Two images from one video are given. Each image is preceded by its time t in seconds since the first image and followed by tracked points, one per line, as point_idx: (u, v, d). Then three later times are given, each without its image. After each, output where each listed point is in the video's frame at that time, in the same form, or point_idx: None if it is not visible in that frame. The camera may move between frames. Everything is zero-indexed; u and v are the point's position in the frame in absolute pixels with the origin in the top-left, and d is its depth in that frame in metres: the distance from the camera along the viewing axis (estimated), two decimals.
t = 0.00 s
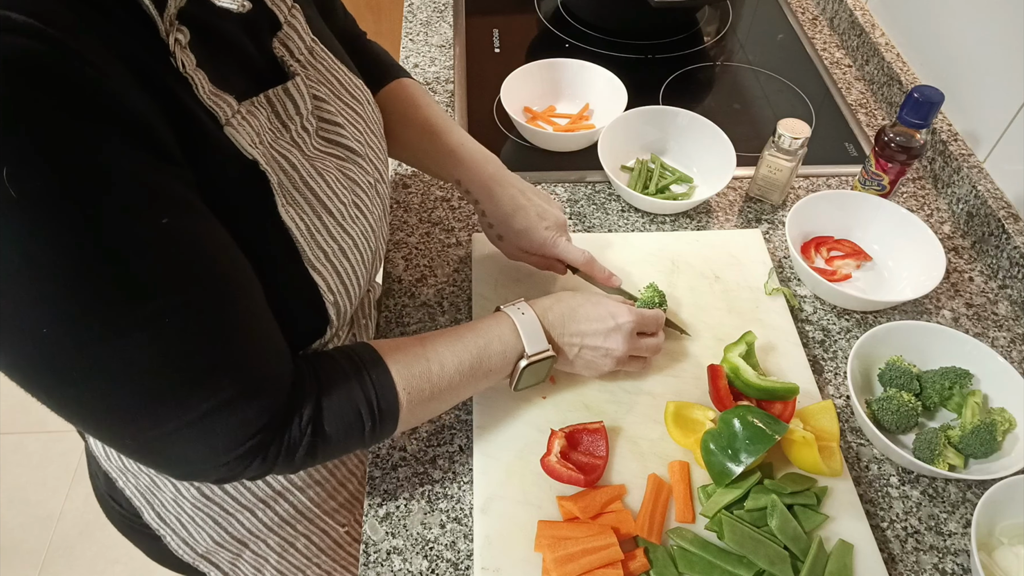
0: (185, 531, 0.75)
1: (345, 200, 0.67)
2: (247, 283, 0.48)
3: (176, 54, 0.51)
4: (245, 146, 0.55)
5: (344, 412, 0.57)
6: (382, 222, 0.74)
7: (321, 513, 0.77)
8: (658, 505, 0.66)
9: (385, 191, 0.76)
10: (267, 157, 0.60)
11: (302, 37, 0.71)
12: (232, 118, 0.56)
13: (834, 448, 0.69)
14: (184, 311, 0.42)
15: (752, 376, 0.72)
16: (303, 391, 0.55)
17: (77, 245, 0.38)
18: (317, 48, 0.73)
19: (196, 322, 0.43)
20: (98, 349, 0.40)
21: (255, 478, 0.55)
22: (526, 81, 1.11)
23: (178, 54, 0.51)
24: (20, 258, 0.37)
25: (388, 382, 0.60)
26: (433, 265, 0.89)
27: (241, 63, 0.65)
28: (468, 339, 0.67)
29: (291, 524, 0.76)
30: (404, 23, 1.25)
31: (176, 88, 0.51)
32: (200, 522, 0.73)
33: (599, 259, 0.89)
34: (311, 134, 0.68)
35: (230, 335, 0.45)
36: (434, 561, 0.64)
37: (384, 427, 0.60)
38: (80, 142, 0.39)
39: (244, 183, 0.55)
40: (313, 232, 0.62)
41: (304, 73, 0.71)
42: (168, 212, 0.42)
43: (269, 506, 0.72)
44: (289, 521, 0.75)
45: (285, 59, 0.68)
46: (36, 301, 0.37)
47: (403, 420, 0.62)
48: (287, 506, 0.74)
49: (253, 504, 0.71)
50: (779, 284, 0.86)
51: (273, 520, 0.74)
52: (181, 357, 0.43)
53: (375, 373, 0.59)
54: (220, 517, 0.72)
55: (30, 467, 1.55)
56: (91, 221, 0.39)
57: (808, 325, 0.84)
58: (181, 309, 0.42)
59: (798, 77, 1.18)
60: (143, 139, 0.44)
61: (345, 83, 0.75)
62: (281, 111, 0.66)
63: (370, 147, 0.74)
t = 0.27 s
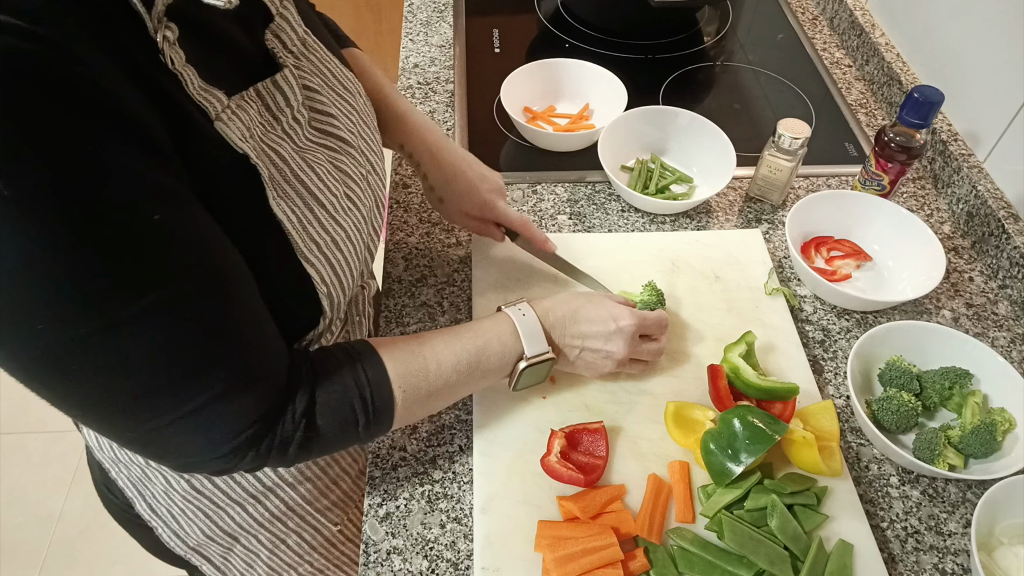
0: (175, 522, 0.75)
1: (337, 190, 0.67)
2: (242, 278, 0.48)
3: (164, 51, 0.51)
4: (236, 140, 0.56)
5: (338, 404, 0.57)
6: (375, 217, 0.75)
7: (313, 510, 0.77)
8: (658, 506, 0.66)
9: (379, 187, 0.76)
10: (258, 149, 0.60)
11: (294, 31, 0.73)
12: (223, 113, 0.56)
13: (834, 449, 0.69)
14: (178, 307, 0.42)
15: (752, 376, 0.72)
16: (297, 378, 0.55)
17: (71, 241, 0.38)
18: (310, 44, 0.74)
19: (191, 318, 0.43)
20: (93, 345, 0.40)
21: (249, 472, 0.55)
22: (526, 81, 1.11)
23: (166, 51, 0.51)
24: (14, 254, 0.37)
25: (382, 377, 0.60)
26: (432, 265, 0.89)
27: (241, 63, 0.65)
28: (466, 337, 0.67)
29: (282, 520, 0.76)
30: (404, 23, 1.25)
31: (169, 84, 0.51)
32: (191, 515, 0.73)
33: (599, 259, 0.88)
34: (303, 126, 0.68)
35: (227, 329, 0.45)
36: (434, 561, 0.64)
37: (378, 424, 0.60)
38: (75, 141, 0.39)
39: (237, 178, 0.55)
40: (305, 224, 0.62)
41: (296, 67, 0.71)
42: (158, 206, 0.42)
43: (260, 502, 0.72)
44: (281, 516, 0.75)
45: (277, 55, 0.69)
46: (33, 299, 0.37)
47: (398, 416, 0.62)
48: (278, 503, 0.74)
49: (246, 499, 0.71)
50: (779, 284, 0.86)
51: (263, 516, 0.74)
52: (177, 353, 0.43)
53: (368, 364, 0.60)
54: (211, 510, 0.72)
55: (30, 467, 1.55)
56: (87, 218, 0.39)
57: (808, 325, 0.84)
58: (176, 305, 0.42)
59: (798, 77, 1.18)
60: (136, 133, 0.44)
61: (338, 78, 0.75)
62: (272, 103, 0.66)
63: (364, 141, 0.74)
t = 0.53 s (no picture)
0: (174, 521, 0.75)
1: (332, 195, 0.67)
2: (230, 282, 0.49)
3: (163, 52, 0.50)
4: (230, 142, 0.55)
5: (318, 411, 0.58)
6: (370, 221, 0.75)
7: (312, 509, 0.77)
8: (658, 505, 0.66)
9: (373, 192, 0.76)
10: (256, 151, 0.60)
11: (295, 35, 0.71)
12: (220, 114, 0.55)
13: (834, 449, 0.69)
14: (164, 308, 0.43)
15: (752, 376, 0.72)
16: (277, 383, 0.56)
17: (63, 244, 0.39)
18: (309, 47, 0.73)
19: (174, 320, 0.44)
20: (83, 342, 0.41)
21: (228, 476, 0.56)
22: (526, 81, 1.11)
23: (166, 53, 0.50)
24: (5, 256, 0.37)
25: (364, 385, 0.60)
26: (433, 265, 0.89)
27: (241, 62, 0.65)
28: (453, 346, 0.67)
29: (281, 518, 0.76)
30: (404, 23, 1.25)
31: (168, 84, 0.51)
32: (190, 513, 0.73)
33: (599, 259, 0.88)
34: (300, 130, 0.68)
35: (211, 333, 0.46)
36: (434, 561, 0.64)
37: (360, 432, 0.61)
38: (69, 145, 0.40)
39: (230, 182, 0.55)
40: (298, 225, 0.62)
41: (295, 71, 0.70)
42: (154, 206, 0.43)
43: (259, 501, 0.72)
44: (279, 515, 0.75)
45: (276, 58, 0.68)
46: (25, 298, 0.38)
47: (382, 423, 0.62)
48: (277, 501, 0.74)
49: (244, 498, 0.72)
50: (779, 284, 0.86)
51: (263, 514, 0.74)
52: (160, 354, 0.44)
53: (349, 368, 0.60)
54: (210, 508, 0.72)
55: (30, 467, 1.55)
56: (81, 221, 0.39)
57: (808, 325, 0.84)
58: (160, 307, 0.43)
59: (798, 77, 1.18)
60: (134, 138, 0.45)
61: (336, 83, 0.75)
62: (270, 106, 0.65)
63: (359, 147, 0.74)
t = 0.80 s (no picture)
0: (167, 523, 0.76)
1: (329, 213, 0.65)
2: (207, 286, 0.50)
3: (156, 57, 0.50)
4: (221, 152, 0.55)
5: (285, 428, 0.58)
6: (371, 239, 0.73)
7: (304, 517, 0.77)
8: (658, 505, 0.66)
9: (379, 209, 0.75)
10: (247, 162, 0.59)
11: (307, 49, 0.70)
12: (213, 123, 0.55)
13: (834, 449, 0.69)
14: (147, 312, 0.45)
15: (752, 376, 0.72)
16: (245, 396, 0.56)
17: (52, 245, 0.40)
18: (324, 62, 0.73)
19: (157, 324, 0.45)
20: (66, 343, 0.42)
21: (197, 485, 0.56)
22: (526, 81, 1.11)
23: (160, 58, 0.50)
24: None
25: (337, 404, 0.60)
26: (433, 265, 0.89)
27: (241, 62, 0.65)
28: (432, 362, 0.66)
29: (272, 525, 0.76)
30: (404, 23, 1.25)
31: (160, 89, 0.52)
32: (181, 516, 0.74)
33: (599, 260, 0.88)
34: (301, 144, 0.67)
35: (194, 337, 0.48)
36: (434, 561, 0.64)
37: (329, 448, 0.61)
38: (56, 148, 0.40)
39: (214, 188, 0.55)
40: (287, 243, 0.61)
41: (303, 84, 0.70)
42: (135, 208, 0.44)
43: (250, 507, 0.72)
44: (271, 522, 0.75)
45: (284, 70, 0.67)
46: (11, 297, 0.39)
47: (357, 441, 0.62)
48: (268, 508, 0.74)
49: (235, 503, 0.72)
50: (779, 283, 0.86)
51: (253, 520, 0.74)
52: (141, 358, 0.45)
53: (321, 386, 0.59)
54: (201, 512, 0.72)
55: (31, 467, 1.55)
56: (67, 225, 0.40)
57: (808, 325, 0.84)
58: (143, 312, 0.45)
59: (798, 77, 1.18)
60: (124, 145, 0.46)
61: (349, 99, 0.74)
62: (271, 118, 0.64)
63: (365, 165, 0.73)
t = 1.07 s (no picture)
0: (153, 527, 0.77)
1: (325, 229, 0.65)
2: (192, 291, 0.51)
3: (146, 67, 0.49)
4: (213, 166, 0.54)
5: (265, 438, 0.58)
6: (371, 254, 0.73)
7: (290, 530, 0.77)
8: (658, 505, 0.66)
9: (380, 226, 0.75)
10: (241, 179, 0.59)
11: (317, 60, 0.69)
12: (205, 136, 0.54)
13: (834, 449, 0.69)
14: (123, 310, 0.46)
15: (752, 376, 0.72)
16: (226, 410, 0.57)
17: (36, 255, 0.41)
18: (336, 74, 0.71)
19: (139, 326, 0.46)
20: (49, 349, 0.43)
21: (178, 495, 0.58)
22: (526, 81, 1.11)
23: (150, 70, 0.49)
24: None
25: (318, 415, 0.60)
26: (432, 265, 0.89)
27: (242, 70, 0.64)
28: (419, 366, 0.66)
29: (257, 537, 0.76)
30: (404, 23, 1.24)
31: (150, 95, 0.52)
32: (166, 522, 0.75)
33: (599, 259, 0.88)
34: (303, 159, 0.67)
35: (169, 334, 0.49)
36: (434, 561, 0.64)
37: (313, 460, 0.61)
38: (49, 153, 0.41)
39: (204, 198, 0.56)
40: (279, 258, 0.61)
41: (310, 95, 0.68)
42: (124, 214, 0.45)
43: (235, 518, 0.73)
44: (256, 534, 0.76)
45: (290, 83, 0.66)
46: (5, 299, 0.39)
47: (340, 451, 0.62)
48: (254, 521, 0.74)
49: (220, 514, 0.73)
50: (779, 284, 0.86)
51: (238, 531, 0.75)
52: (122, 364, 0.46)
53: (302, 395, 0.60)
54: (185, 519, 0.74)
55: (30, 467, 1.55)
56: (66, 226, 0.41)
57: (808, 325, 0.84)
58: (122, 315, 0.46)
59: (798, 77, 1.18)
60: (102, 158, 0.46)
61: (357, 112, 0.73)
62: (270, 130, 0.64)
63: (367, 180, 0.72)
